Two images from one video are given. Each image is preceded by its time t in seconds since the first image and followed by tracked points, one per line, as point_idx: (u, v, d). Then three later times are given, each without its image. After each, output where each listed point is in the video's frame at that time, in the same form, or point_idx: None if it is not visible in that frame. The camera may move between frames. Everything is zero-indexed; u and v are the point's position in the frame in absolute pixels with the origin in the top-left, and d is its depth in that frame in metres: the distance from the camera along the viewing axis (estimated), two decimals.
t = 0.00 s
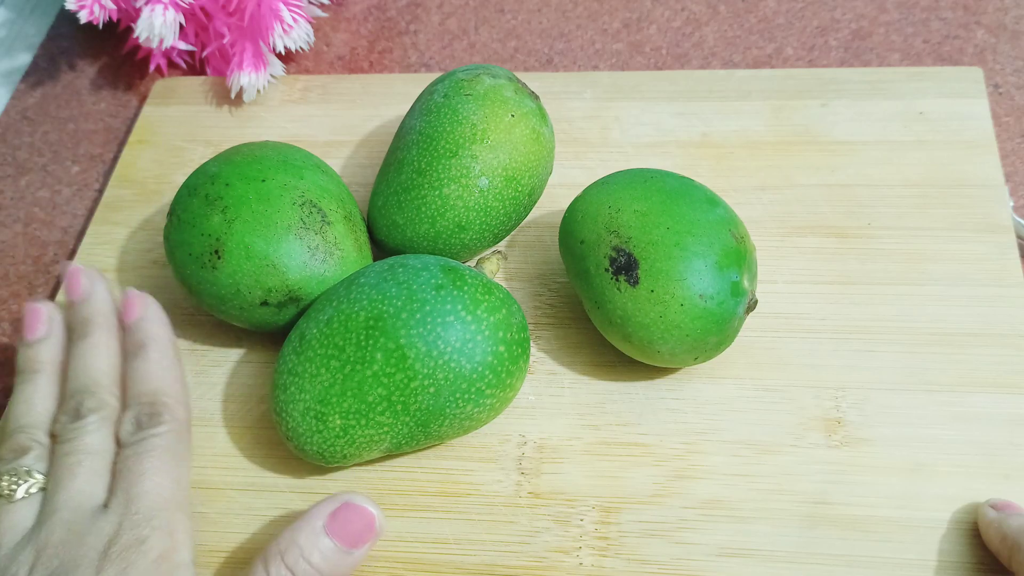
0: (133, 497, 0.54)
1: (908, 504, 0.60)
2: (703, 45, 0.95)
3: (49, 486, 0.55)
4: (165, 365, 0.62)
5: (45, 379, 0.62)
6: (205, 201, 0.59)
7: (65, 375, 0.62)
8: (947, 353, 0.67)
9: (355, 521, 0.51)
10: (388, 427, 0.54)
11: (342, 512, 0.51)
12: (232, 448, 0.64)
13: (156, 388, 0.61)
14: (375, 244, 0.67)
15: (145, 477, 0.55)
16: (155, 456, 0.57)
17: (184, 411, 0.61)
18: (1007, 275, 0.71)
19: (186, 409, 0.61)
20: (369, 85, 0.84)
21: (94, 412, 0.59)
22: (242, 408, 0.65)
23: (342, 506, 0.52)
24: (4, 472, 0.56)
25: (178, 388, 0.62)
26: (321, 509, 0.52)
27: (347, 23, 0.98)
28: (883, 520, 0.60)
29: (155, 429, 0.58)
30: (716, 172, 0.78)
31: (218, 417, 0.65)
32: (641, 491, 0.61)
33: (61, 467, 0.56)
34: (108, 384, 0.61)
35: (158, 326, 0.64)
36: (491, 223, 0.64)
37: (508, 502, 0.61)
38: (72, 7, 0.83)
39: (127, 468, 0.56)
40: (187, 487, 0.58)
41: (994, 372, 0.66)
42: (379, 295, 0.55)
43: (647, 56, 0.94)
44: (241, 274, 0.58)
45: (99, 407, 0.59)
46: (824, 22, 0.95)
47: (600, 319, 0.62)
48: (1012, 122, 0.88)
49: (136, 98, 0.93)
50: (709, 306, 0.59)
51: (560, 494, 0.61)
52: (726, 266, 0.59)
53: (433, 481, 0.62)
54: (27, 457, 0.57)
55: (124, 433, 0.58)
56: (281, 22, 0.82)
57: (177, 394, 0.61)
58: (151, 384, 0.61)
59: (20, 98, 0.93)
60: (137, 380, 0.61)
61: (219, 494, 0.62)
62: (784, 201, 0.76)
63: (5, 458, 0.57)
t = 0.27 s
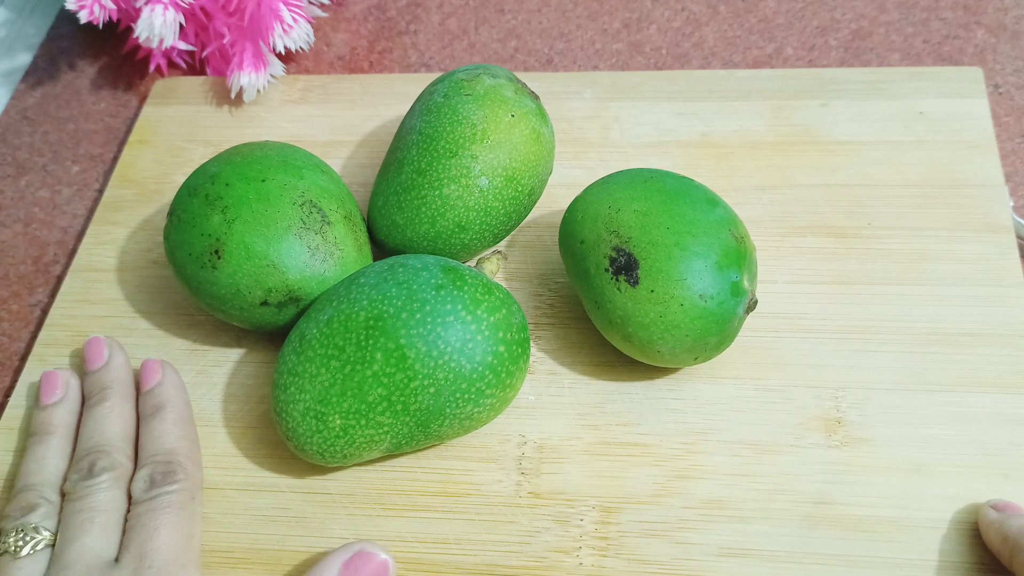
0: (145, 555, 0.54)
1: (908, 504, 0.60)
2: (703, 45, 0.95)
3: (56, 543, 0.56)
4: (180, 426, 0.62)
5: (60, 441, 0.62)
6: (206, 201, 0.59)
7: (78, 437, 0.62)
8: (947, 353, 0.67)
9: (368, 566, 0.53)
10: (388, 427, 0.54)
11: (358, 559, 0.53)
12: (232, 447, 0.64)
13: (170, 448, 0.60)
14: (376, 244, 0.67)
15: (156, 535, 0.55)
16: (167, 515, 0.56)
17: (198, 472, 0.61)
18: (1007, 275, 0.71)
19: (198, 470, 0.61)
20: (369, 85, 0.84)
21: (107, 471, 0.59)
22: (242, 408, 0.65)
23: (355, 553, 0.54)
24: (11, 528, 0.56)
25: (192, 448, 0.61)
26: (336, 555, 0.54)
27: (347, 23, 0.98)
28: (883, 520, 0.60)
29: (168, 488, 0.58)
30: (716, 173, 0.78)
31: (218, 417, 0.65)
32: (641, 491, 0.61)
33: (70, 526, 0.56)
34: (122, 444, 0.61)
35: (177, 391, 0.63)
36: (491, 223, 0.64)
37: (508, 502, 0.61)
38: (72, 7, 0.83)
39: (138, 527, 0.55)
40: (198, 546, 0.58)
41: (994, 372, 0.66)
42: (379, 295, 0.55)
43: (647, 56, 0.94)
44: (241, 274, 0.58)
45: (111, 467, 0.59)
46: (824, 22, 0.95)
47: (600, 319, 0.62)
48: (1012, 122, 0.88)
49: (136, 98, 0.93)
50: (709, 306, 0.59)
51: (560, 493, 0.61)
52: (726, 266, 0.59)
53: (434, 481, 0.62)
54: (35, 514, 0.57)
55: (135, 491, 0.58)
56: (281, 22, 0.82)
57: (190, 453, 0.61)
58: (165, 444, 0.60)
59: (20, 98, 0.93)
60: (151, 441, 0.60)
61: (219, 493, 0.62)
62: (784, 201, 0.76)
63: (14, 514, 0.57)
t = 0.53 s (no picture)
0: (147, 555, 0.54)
1: (908, 504, 0.60)
2: (703, 45, 0.95)
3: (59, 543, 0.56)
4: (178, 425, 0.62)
5: (58, 442, 0.61)
6: (206, 201, 0.59)
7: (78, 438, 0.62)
8: (947, 353, 0.67)
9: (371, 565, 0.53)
10: (388, 427, 0.54)
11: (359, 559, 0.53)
12: (232, 447, 0.64)
13: (169, 448, 0.60)
14: (376, 244, 0.67)
15: (157, 534, 0.55)
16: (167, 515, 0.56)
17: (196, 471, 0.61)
18: (1007, 275, 0.71)
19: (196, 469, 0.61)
20: (369, 85, 0.84)
21: (107, 471, 0.59)
22: (242, 408, 0.65)
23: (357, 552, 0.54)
24: (14, 529, 0.56)
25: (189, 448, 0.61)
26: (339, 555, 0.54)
27: (347, 23, 0.98)
28: (883, 520, 0.60)
29: (168, 487, 0.58)
30: (716, 173, 0.78)
31: (218, 417, 0.65)
32: (641, 491, 0.61)
33: (71, 526, 0.56)
34: (121, 444, 0.61)
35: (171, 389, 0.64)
36: (491, 223, 0.64)
37: (508, 502, 0.61)
38: (72, 7, 0.83)
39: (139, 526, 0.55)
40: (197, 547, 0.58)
41: (994, 372, 0.66)
42: (379, 295, 0.55)
43: (647, 56, 0.94)
44: (241, 273, 0.58)
45: (111, 467, 0.59)
46: (824, 22, 0.95)
47: (600, 319, 0.62)
48: (1012, 122, 0.88)
49: (136, 98, 0.93)
50: (709, 306, 0.59)
51: (560, 493, 0.61)
52: (726, 266, 0.59)
53: (434, 481, 0.62)
54: (37, 514, 0.57)
55: (134, 491, 0.58)
56: (281, 22, 0.82)
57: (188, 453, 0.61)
58: (162, 444, 0.60)
59: (19, 98, 0.93)
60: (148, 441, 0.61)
61: (219, 493, 0.61)
62: (784, 201, 0.76)
63: (15, 515, 0.57)
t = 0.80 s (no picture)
0: None
1: (908, 504, 0.60)
2: (703, 45, 0.95)
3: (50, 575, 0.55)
4: (120, 423, 0.52)
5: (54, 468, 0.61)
6: (206, 201, 0.59)
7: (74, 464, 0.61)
8: (947, 353, 0.67)
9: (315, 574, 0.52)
10: (388, 427, 0.54)
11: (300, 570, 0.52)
12: (232, 447, 0.64)
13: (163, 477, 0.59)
14: (376, 245, 0.67)
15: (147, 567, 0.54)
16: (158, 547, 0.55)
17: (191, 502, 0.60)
18: (1007, 275, 0.71)
19: (140, 469, 0.52)
20: (369, 85, 0.84)
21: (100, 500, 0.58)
22: (242, 408, 0.65)
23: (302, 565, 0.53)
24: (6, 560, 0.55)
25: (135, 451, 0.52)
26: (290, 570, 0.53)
27: (347, 23, 0.98)
28: (883, 520, 0.60)
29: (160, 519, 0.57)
30: (716, 173, 0.78)
31: (218, 417, 0.65)
32: (641, 491, 0.61)
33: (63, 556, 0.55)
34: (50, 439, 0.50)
35: (117, 379, 0.54)
36: (491, 223, 0.64)
37: (508, 502, 0.61)
38: (72, 7, 0.83)
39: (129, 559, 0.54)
40: None
41: (993, 372, 0.66)
42: (379, 296, 0.55)
43: (647, 56, 0.94)
44: (241, 274, 0.58)
45: (36, 468, 0.48)
46: (824, 22, 0.95)
47: (600, 319, 0.62)
48: (1012, 122, 0.88)
49: (136, 98, 0.93)
50: (709, 306, 0.59)
51: (560, 493, 0.61)
52: (726, 266, 0.59)
53: (434, 481, 0.62)
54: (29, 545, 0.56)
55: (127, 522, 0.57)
56: (281, 22, 0.82)
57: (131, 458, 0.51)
58: (101, 441, 0.51)
59: (19, 98, 0.93)
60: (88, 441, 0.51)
61: (219, 494, 0.61)
62: (784, 201, 0.76)
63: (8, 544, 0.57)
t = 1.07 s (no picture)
0: None
1: (909, 504, 0.60)
2: (703, 45, 0.95)
3: None
4: (180, 473, 0.60)
5: (56, 488, 0.60)
6: (206, 201, 0.59)
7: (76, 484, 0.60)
8: (948, 353, 0.67)
9: None
10: (388, 427, 0.54)
11: None
12: (232, 447, 0.64)
13: (167, 499, 0.59)
14: (376, 245, 0.67)
15: None
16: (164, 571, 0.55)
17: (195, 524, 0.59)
18: (1007, 275, 0.71)
19: (196, 524, 0.59)
20: (369, 85, 0.84)
21: (104, 524, 0.57)
22: (242, 408, 0.65)
23: None
24: None
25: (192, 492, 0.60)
26: None
27: (347, 22, 0.98)
28: (883, 520, 0.60)
29: (165, 543, 0.56)
30: (717, 173, 0.78)
31: (218, 417, 0.65)
32: (641, 491, 0.61)
33: None
34: (119, 494, 0.59)
35: (178, 436, 0.62)
36: (491, 223, 0.64)
37: (508, 502, 0.61)
38: (72, 7, 0.83)
39: None
40: None
41: (993, 372, 0.66)
42: (379, 295, 0.55)
43: (647, 56, 0.94)
44: (241, 274, 0.58)
45: (107, 520, 0.57)
46: (824, 22, 0.95)
47: (600, 319, 0.62)
48: (1012, 122, 0.88)
49: (136, 98, 0.93)
50: (709, 306, 0.59)
51: (560, 494, 0.61)
52: (726, 266, 0.59)
53: (434, 482, 0.62)
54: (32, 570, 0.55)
55: (131, 545, 0.56)
56: (281, 22, 0.82)
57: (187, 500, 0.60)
58: (162, 495, 0.59)
59: (19, 98, 0.93)
60: (150, 487, 0.59)
61: (219, 493, 0.62)
62: (784, 201, 0.76)
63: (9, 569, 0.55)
